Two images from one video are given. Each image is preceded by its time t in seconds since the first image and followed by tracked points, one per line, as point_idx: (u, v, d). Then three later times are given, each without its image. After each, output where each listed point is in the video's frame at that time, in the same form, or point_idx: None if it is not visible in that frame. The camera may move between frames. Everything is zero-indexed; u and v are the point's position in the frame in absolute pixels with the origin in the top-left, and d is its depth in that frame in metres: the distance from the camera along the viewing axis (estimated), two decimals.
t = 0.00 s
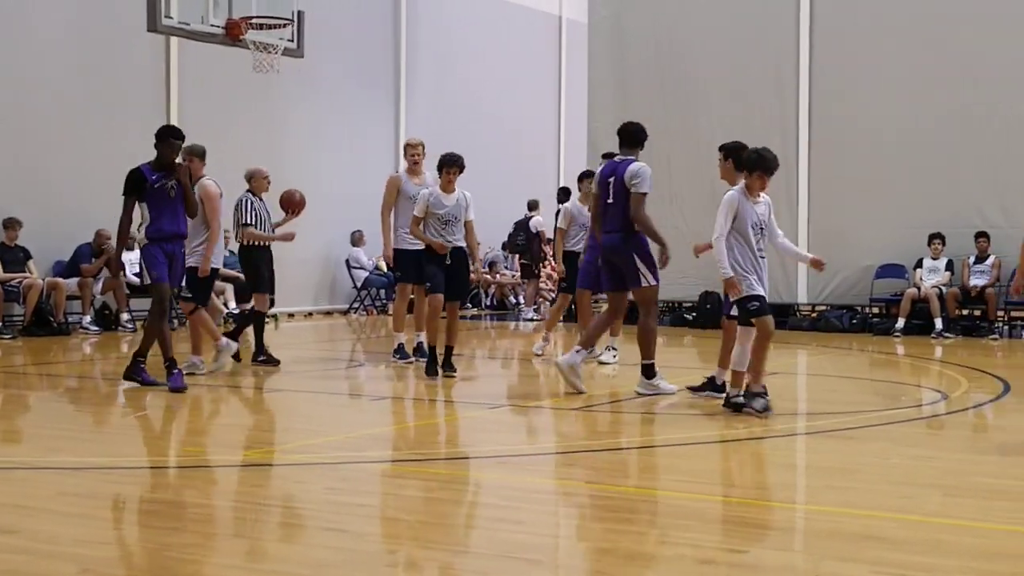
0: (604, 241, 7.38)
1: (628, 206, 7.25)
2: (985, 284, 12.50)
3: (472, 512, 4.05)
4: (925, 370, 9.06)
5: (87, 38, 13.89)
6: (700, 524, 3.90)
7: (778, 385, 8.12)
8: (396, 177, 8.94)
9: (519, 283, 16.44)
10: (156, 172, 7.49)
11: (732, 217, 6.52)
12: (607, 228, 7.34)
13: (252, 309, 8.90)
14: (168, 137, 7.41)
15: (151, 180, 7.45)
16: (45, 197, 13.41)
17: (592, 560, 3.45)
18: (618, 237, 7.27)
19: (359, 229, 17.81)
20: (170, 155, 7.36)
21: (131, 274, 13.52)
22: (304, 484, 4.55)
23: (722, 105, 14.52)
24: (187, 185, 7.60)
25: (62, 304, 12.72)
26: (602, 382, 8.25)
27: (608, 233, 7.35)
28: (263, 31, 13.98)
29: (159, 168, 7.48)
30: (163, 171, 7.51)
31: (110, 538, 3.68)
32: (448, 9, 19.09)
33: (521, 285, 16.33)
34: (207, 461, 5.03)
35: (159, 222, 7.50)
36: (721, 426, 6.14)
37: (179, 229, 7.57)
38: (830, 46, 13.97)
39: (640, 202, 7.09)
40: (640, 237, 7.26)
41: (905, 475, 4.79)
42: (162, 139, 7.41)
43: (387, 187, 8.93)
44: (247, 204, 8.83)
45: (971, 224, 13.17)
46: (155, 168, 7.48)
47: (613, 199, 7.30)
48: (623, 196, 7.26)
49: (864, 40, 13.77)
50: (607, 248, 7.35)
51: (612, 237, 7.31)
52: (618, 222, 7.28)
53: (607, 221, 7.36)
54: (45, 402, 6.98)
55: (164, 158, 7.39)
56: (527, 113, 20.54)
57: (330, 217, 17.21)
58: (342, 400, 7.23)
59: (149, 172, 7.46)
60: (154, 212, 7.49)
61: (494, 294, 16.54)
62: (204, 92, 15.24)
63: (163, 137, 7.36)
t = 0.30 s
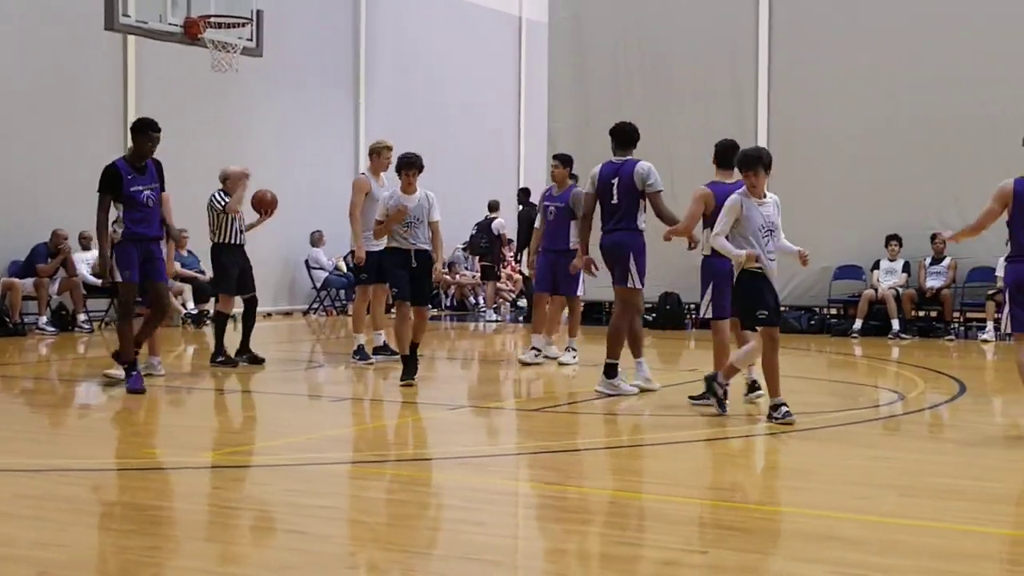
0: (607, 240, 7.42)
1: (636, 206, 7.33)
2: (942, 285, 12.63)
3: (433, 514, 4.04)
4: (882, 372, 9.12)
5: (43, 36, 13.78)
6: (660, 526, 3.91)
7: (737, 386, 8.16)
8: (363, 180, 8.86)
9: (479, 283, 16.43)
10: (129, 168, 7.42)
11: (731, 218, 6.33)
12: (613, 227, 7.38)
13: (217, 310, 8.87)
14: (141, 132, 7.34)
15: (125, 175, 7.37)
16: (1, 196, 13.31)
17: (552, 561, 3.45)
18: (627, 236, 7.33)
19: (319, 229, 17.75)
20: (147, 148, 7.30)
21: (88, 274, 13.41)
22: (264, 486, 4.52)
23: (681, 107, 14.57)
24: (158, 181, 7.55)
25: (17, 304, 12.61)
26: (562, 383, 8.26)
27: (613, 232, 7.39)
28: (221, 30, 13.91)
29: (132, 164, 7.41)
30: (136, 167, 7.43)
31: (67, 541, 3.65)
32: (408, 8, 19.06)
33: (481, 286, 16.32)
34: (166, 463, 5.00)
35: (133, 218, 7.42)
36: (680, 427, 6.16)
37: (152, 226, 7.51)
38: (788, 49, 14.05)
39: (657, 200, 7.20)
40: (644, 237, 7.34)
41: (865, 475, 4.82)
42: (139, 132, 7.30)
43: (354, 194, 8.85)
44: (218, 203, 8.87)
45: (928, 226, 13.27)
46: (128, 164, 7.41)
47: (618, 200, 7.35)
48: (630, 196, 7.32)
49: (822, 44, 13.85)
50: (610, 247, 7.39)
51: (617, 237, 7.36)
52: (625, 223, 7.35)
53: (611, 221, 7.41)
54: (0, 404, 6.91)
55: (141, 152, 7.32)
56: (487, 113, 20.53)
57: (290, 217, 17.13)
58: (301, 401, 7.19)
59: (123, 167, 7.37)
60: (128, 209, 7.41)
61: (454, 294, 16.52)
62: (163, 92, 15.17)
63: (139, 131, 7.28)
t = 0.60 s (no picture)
0: (624, 243, 7.44)
1: (651, 208, 7.41)
2: (917, 287, 12.74)
3: (411, 515, 4.04)
4: (860, 373, 9.16)
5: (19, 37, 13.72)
6: (636, 527, 3.92)
7: (715, 387, 8.18)
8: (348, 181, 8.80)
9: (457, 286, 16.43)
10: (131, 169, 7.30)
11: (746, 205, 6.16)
12: (631, 229, 7.41)
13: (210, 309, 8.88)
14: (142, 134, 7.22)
15: (129, 178, 7.24)
16: None
17: (526, 562, 3.46)
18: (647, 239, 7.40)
19: (296, 230, 17.71)
20: (153, 149, 7.20)
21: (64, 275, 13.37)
22: (239, 488, 4.51)
23: (658, 109, 14.59)
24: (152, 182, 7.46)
25: None
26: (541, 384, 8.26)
27: (631, 235, 7.42)
28: (198, 30, 13.89)
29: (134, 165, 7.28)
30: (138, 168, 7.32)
31: (41, 543, 3.63)
32: (386, 10, 19.05)
33: (459, 288, 16.30)
34: (141, 464, 4.98)
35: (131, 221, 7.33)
36: (658, 428, 6.18)
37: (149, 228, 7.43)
38: (766, 52, 14.10)
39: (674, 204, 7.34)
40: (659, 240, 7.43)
41: (842, 476, 4.83)
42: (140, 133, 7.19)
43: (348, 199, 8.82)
44: (207, 207, 8.85)
45: (905, 229, 13.32)
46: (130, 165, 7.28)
47: (635, 201, 7.38)
48: (646, 198, 7.39)
49: (800, 47, 13.91)
50: (627, 250, 7.41)
51: (635, 240, 7.41)
52: (643, 225, 7.41)
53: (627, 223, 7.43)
54: None
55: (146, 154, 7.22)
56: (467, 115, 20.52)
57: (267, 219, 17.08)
58: (278, 402, 7.17)
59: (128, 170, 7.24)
60: (130, 211, 7.30)
61: (432, 296, 16.51)
62: (141, 92, 15.14)
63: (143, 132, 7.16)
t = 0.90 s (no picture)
0: (661, 239, 7.51)
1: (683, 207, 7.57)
2: (913, 284, 12.82)
3: (407, 513, 4.05)
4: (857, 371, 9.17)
5: (14, 36, 13.72)
6: (631, 523, 3.93)
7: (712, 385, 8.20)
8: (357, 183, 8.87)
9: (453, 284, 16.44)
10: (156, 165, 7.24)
11: (807, 193, 6.26)
12: (673, 226, 7.52)
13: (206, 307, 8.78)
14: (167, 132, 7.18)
15: (158, 173, 7.19)
16: None
17: (523, 558, 3.47)
18: (683, 237, 7.56)
19: (293, 228, 17.71)
20: (180, 146, 7.16)
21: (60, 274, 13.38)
22: (237, 485, 4.52)
23: (654, 109, 14.61)
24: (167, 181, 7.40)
25: None
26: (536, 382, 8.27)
27: (670, 231, 7.52)
28: (194, 29, 13.89)
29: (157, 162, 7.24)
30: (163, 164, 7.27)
31: (38, 540, 3.64)
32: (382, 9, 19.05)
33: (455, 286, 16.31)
34: (137, 463, 4.98)
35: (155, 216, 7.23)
36: (655, 425, 6.19)
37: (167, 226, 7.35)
38: (762, 52, 14.13)
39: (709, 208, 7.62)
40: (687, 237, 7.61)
41: (838, 473, 4.84)
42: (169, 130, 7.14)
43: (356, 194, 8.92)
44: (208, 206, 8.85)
45: (901, 227, 13.35)
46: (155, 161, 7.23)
47: (675, 198, 7.50)
48: (682, 196, 7.55)
49: (795, 47, 13.94)
50: (666, 247, 7.50)
51: (673, 237, 7.52)
52: (678, 222, 7.55)
53: (664, 219, 7.50)
54: None
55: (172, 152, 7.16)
56: (466, 113, 20.52)
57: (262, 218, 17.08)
58: (275, 401, 7.17)
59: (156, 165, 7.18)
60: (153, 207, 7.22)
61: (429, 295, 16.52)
62: (137, 92, 15.15)
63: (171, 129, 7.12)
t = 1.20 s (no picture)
0: (683, 232, 7.54)
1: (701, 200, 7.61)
2: (909, 282, 12.79)
3: (400, 510, 4.05)
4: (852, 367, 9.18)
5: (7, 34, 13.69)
6: (625, 520, 3.93)
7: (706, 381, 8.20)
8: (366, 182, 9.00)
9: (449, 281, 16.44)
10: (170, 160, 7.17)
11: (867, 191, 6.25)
12: (695, 219, 7.56)
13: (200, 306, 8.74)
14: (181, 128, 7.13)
15: (179, 168, 7.13)
16: None
17: (517, 556, 3.47)
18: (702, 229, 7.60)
19: (288, 226, 17.71)
20: (198, 141, 7.12)
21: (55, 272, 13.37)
22: (232, 483, 4.52)
23: (649, 106, 14.62)
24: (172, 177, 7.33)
25: None
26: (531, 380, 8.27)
27: (692, 225, 7.56)
28: (188, 26, 13.86)
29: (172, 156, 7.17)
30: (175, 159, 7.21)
31: (33, 538, 3.63)
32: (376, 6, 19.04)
33: (451, 283, 16.31)
34: (132, 461, 4.98)
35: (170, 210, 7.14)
36: (650, 422, 6.19)
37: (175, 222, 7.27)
38: (756, 48, 14.14)
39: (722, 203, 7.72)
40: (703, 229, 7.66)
41: (831, 469, 4.85)
42: (185, 124, 7.10)
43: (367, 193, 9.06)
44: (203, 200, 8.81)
45: (896, 223, 13.37)
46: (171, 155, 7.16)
47: (697, 192, 7.53)
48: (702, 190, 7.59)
49: (790, 44, 13.95)
50: (688, 240, 7.53)
51: (693, 230, 7.56)
52: (697, 214, 7.59)
53: (687, 214, 7.52)
54: None
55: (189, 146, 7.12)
56: (462, 112, 20.51)
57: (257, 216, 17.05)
58: (271, 398, 7.17)
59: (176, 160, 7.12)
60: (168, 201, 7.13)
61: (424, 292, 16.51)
62: (132, 89, 15.13)
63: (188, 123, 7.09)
